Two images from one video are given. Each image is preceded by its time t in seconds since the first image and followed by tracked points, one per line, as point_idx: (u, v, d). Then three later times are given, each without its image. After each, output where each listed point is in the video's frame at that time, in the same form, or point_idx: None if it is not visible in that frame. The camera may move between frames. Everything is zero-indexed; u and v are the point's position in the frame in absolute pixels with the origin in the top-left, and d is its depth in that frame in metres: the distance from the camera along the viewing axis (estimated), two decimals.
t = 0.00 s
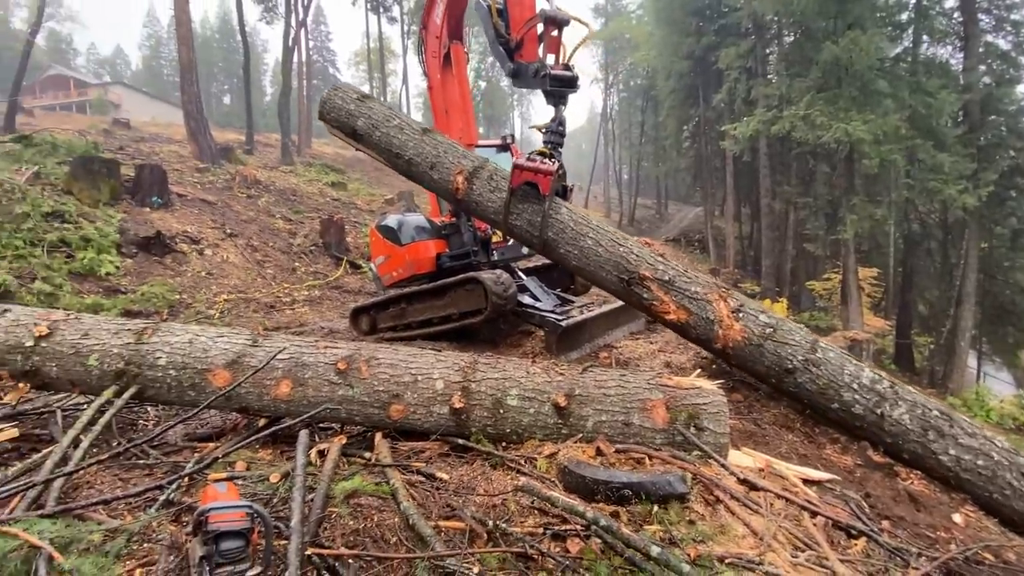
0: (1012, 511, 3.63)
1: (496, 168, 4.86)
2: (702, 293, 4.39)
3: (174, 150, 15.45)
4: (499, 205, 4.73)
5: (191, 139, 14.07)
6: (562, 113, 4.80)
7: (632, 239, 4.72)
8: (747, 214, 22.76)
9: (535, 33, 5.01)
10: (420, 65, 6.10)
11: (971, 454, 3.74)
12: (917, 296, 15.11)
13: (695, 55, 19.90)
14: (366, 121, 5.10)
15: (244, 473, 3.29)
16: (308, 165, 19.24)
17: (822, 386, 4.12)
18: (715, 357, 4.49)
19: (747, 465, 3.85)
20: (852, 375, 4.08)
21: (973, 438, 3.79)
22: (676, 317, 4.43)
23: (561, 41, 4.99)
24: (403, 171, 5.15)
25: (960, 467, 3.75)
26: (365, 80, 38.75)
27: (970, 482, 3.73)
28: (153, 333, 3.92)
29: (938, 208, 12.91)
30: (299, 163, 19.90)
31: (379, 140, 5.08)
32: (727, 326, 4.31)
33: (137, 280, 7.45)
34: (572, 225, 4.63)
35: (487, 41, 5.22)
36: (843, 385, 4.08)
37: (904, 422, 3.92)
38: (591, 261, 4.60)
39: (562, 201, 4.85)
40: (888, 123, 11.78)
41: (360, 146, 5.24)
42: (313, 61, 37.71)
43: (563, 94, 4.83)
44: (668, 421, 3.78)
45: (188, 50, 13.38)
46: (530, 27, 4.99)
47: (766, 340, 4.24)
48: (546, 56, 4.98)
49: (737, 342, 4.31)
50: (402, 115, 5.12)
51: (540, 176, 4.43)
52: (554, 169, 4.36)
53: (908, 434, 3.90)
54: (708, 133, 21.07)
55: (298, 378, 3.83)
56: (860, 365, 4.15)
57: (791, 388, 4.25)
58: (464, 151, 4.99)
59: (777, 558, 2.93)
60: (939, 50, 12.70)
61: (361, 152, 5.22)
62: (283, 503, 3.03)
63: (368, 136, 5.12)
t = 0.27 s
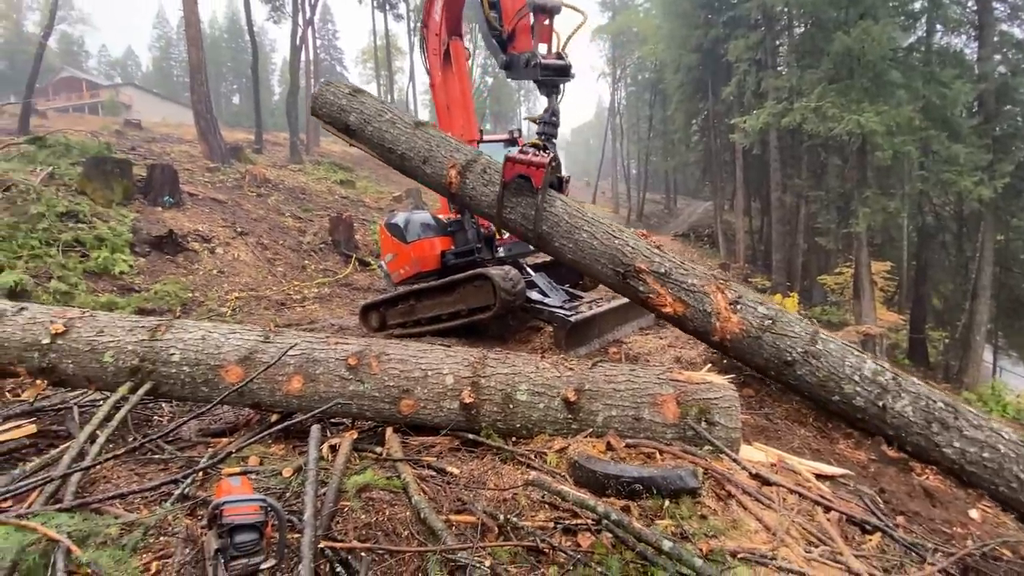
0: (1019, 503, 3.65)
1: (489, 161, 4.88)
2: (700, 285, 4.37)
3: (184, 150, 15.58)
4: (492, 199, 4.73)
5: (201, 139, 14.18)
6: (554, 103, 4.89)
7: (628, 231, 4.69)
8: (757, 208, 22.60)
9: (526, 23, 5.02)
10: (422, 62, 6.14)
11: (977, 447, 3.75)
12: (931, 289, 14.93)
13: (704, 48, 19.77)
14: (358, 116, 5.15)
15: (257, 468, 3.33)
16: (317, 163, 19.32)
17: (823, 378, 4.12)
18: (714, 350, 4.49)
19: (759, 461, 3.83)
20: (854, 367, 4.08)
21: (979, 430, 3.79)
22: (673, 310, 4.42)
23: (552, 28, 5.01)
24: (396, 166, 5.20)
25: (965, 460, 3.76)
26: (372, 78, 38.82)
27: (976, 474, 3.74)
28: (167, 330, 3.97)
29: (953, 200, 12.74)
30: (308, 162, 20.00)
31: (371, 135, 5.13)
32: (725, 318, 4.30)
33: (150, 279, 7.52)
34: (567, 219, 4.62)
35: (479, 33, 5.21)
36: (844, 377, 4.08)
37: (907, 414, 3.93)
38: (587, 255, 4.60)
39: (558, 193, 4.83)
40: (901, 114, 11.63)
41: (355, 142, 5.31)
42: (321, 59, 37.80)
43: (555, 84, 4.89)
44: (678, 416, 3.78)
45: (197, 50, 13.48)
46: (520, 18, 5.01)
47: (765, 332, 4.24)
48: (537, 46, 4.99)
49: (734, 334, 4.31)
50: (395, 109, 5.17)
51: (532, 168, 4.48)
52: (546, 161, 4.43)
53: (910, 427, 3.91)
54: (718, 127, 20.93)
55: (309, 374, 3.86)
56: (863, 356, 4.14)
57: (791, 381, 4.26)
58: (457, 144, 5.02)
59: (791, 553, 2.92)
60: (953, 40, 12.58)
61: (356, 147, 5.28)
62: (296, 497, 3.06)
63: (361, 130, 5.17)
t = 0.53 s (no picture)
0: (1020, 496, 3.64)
1: (477, 155, 4.84)
2: (692, 279, 4.35)
3: (192, 148, 15.67)
4: (481, 193, 4.70)
5: (208, 138, 14.26)
6: (542, 95, 4.91)
7: (620, 225, 4.67)
8: (764, 203, 22.48)
9: (514, 15, 5.04)
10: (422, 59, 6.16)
11: (976, 440, 3.74)
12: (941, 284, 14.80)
13: (710, 41, 19.65)
14: (344, 111, 5.07)
15: (265, 464, 3.36)
16: (323, 161, 19.38)
17: (818, 371, 4.12)
18: (708, 344, 4.47)
19: (766, 457, 3.83)
20: (849, 359, 4.08)
21: (978, 423, 3.78)
22: (665, 304, 4.39)
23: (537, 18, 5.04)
24: (383, 161, 5.15)
25: (965, 453, 3.75)
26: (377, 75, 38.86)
27: (975, 467, 3.74)
28: (176, 327, 4.00)
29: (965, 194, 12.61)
30: (314, 159, 20.07)
31: (357, 130, 5.06)
32: (718, 312, 4.29)
33: (159, 277, 7.59)
34: (556, 213, 4.59)
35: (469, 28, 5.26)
36: (839, 369, 4.08)
37: (904, 407, 3.93)
38: (577, 249, 4.56)
39: (548, 187, 4.79)
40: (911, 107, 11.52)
41: (339, 137, 5.23)
42: (326, 57, 37.87)
43: (542, 74, 4.89)
44: (685, 413, 3.78)
45: (203, 48, 13.53)
46: (508, 10, 5.03)
47: (759, 325, 4.21)
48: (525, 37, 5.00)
49: (728, 328, 4.29)
50: (380, 103, 5.10)
51: (520, 161, 4.43)
52: (534, 154, 4.38)
53: (908, 420, 3.91)
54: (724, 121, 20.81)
55: (316, 370, 3.89)
56: (858, 349, 4.14)
57: (785, 375, 4.26)
58: (445, 138, 4.97)
59: (798, 550, 2.92)
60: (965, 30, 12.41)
61: (341, 143, 5.20)
62: (304, 493, 3.09)
63: (347, 126, 5.09)
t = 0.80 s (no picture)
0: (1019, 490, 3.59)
1: (464, 149, 4.84)
2: (684, 273, 4.37)
3: (197, 145, 15.72)
4: (469, 188, 4.73)
5: (213, 135, 14.29)
6: (530, 87, 5.46)
7: (609, 219, 4.71)
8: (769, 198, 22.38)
9: (502, 11, 5.49)
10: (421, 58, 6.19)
11: (973, 433, 3.69)
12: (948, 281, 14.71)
13: (716, 36, 19.54)
14: (328, 105, 5.00)
15: (272, 458, 3.38)
16: (327, 157, 19.41)
17: (812, 365, 4.10)
18: (701, 338, 4.50)
19: (772, 453, 3.82)
20: (842, 352, 4.07)
21: (974, 415, 3.74)
22: (657, 299, 4.42)
23: (523, 16, 5.55)
24: (368, 156, 5.09)
25: (961, 446, 3.69)
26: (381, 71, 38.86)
27: (971, 461, 3.69)
28: (182, 322, 4.03)
29: (973, 189, 12.51)
30: (319, 156, 20.09)
31: (341, 124, 4.99)
32: (710, 306, 4.30)
33: (165, 273, 7.63)
34: (546, 207, 4.63)
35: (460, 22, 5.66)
36: (834, 363, 4.06)
37: (899, 400, 3.87)
38: (567, 244, 4.59)
39: (538, 181, 4.83)
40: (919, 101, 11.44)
41: (323, 131, 5.17)
42: (330, 53, 37.84)
43: (529, 67, 5.46)
44: (690, 409, 3.78)
45: (208, 45, 13.56)
46: (497, 7, 5.47)
47: (752, 319, 4.22)
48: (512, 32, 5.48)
49: (721, 323, 4.30)
50: (364, 97, 5.05)
51: (509, 154, 4.48)
52: (522, 147, 4.43)
53: (903, 413, 3.85)
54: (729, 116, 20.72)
55: (322, 366, 3.91)
56: (851, 342, 4.12)
57: (780, 369, 4.25)
58: (431, 131, 4.95)
59: (804, 546, 2.92)
60: (974, 24, 12.26)
61: (325, 138, 5.14)
62: (310, 488, 3.10)
63: (331, 120, 5.03)
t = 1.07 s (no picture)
0: (1016, 483, 3.65)
1: (452, 144, 4.84)
2: (678, 268, 4.34)
3: (202, 143, 15.75)
4: (458, 183, 4.70)
5: (217, 132, 14.32)
6: (518, 80, 5.46)
7: (601, 215, 4.67)
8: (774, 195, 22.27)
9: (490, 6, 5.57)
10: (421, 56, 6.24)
11: (970, 426, 3.74)
12: (955, 278, 14.61)
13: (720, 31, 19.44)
14: (312, 100, 5.02)
15: (277, 454, 3.39)
16: (331, 154, 19.43)
17: (808, 360, 4.13)
18: (695, 334, 4.46)
19: (778, 450, 3.81)
20: (838, 346, 4.10)
21: (971, 408, 3.79)
22: (650, 294, 4.37)
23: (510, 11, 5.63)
24: (354, 151, 5.09)
25: (959, 440, 3.76)
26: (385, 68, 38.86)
27: (969, 455, 3.75)
28: (188, 318, 4.04)
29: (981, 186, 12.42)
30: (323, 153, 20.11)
31: (326, 118, 5.00)
32: (704, 301, 4.28)
33: (171, 270, 7.66)
34: (536, 202, 4.59)
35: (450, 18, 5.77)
36: (829, 358, 4.10)
37: (896, 394, 3.93)
38: (558, 239, 4.55)
39: (528, 177, 4.79)
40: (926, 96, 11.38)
41: (308, 126, 5.19)
42: (334, 50, 37.84)
43: (517, 61, 5.44)
44: (695, 405, 3.77)
45: (212, 42, 13.58)
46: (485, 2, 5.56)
47: (746, 313, 4.21)
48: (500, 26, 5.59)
49: (714, 318, 4.27)
50: (350, 92, 5.06)
51: (498, 148, 4.46)
52: (510, 140, 4.40)
53: (901, 408, 3.91)
54: (734, 112, 20.63)
55: (327, 362, 3.91)
56: (847, 336, 4.16)
57: (774, 363, 4.25)
58: (418, 126, 4.96)
59: (810, 544, 2.91)
60: (982, 19, 12.05)
61: (311, 135, 5.15)
62: (315, 483, 3.11)
63: (316, 115, 5.05)
